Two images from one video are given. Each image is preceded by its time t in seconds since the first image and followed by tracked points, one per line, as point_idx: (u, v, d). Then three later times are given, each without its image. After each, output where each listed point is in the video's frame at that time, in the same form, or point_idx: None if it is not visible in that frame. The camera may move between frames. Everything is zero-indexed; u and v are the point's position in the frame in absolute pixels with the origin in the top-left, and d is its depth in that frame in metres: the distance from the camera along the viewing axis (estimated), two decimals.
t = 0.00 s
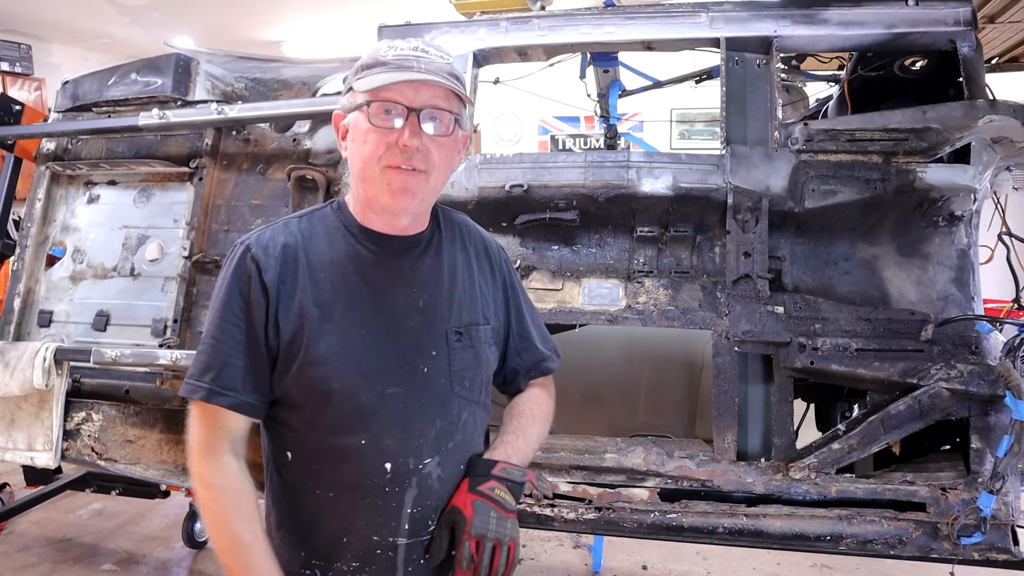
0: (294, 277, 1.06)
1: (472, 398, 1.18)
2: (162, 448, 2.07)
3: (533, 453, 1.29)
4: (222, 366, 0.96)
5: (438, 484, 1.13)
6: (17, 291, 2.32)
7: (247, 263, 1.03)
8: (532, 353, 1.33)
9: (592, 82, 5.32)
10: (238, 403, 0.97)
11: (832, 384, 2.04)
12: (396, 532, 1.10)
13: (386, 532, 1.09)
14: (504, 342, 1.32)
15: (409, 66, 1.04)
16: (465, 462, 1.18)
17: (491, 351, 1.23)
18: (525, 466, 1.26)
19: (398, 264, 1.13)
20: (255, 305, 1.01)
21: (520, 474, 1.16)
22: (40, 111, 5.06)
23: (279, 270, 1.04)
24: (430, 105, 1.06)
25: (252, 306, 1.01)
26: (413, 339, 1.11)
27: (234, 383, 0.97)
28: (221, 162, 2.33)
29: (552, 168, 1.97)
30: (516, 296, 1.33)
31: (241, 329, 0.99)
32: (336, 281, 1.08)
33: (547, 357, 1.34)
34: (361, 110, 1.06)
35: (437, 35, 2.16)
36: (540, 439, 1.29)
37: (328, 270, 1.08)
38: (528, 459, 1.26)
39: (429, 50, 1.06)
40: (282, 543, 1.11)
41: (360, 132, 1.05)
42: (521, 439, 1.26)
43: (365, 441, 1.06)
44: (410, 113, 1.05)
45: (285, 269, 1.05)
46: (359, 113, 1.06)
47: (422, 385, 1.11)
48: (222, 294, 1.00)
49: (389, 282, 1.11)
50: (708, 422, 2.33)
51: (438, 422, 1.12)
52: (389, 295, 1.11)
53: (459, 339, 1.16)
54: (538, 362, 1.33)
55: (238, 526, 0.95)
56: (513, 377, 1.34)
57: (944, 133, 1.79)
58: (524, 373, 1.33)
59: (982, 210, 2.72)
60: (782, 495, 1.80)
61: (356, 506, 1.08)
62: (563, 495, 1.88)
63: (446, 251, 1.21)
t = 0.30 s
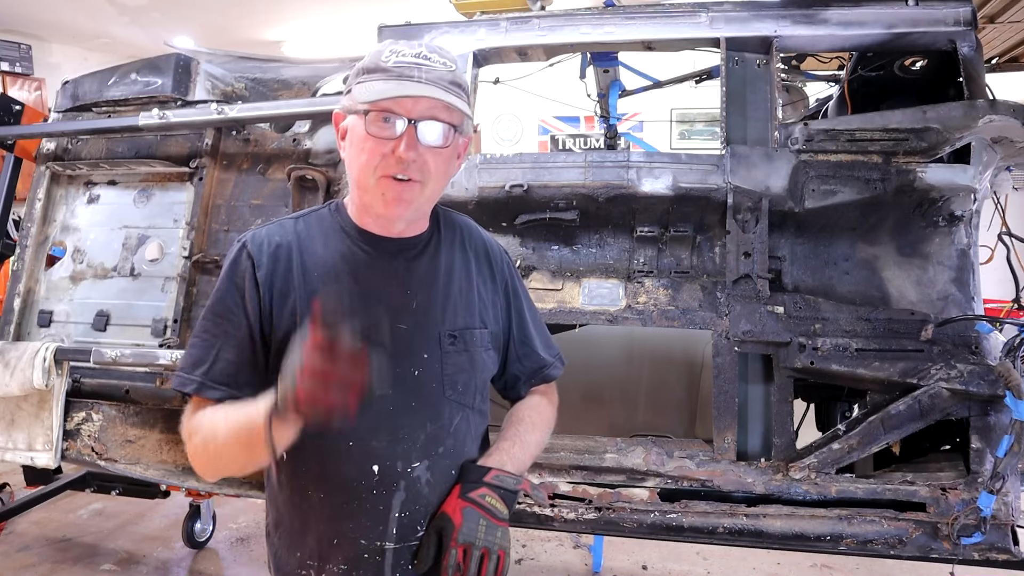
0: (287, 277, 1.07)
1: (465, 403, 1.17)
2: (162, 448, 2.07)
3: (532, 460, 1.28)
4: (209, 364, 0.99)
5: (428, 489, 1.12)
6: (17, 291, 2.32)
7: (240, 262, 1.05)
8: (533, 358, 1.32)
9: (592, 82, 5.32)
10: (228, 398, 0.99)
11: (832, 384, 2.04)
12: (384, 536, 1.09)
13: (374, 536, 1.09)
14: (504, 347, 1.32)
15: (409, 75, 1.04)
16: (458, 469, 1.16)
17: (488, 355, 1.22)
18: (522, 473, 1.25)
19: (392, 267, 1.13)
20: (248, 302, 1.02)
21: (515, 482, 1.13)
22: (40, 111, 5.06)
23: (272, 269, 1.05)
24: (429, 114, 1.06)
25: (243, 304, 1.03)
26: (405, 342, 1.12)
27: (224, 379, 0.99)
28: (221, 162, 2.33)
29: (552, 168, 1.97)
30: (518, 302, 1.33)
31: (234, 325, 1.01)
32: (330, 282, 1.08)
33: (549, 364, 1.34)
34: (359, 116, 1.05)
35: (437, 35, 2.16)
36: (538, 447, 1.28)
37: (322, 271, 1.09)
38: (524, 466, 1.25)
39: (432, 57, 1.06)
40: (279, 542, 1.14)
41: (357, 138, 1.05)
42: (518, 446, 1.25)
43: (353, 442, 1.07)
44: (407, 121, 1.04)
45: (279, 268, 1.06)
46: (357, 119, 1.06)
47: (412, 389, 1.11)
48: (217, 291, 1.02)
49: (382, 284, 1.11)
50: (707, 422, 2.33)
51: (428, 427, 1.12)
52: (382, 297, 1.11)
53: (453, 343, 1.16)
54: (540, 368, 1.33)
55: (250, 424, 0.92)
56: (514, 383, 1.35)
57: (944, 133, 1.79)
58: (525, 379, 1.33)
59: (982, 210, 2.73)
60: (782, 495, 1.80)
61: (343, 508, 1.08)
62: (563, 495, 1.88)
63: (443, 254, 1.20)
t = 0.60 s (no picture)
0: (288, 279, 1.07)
1: (468, 401, 1.17)
2: (162, 448, 2.07)
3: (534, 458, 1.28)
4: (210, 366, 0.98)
5: (433, 488, 1.12)
6: (17, 291, 2.32)
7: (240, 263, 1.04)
8: (534, 356, 1.33)
9: (592, 82, 5.32)
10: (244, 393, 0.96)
11: (832, 384, 2.04)
12: (390, 536, 1.09)
13: (380, 536, 1.09)
14: (504, 345, 1.32)
15: (406, 78, 1.04)
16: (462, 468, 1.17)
17: (489, 353, 1.23)
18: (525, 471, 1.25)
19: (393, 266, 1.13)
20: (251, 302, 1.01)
21: (519, 479, 1.14)
22: (40, 111, 5.06)
23: (273, 270, 1.05)
24: (426, 116, 1.06)
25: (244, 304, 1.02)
26: (407, 341, 1.12)
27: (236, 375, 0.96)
28: (221, 162, 2.33)
29: (552, 168, 1.97)
30: (517, 300, 1.33)
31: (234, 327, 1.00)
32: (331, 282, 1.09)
33: (548, 361, 1.34)
34: (356, 118, 1.05)
35: (437, 35, 2.16)
36: (540, 445, 1.28)
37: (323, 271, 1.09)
38: (527, 464, 1.25)
39: (429, 59, 1.07)
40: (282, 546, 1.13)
41: (355, 140, 1.05)
42: (520, 443, 1.25)
43: (357, 443, 1.07)
44: (405, 124, 1.04)
45: (281, 268, 1.06)
46: (354, 120, 1.05)
47: (415, 388, 1.11)
48: (219, 291, 1.02)
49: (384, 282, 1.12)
50: (708, 422, 2.33)
51: (432, 426, 1.12)
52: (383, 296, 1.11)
53: (454, 342, 1.16)
54: (541, 366, 1.33)
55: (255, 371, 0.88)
56: (515, 382, 1.35)
57: (944, 133, 1.79)
58: (525, 377, 1.34)
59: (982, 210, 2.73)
60: (782, 495, 1.80)
61: (348, 509, 1.08)
62: (563, 495, 1.88)
63: (443, 254, 1.21)
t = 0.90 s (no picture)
0: (292, 279, 1.04)
1: (474, 396, 1.18)
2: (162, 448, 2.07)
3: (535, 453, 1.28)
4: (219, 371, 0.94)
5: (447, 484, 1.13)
6: (17, 291, 2.32)
7: (242, 264, 1.00)
8: (533, 352, 1.33)
9: (593, 82, 5.32)
10: (241, 403, 0.93)
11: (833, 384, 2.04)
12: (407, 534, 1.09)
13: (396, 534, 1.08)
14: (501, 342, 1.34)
15: (410, 71, 1.04)
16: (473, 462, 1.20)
17: (491, 349, 1.24)
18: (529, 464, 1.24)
19: (399, 263, 1.13)
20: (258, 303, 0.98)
21: (525, 469, 1.15)
22: (40, 111, 5.06)
23: (277, 270, 1.03)
24: (430, 109, 1.06)
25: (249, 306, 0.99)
26: (415, 338, 1.12)
27: (236, 384, 0.93)
28: (221, 162, 2.33)
29: (552, 168, 1.96)
30: (513, 295, 1.34)
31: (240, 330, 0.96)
32: (337, 280, 1.08)
33: (546, 356, 1.35)
34: (359, 112, 1.05)
35: (438, 36, 2.16)
36: (541, 438, 1.28)
37: (328, 270, 1.08)
38: (531, 457, 1.24)
39: (431, 52, 1.06)
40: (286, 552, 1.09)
41: (358, 134, 1.05)
42: (522, 437, 1.24)
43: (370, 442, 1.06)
44: (410, 117, 1.04)
45: (283, 270, 1.04)
46: (357, 115, 1.05)
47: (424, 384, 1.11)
48: (221, 293, 0.97)
49: (390, 279, 1.12)
50: (708, 422, 2.33)
51: (443, 421, 1.13)
52: (390, 293, 1.11)
53: (460, 337, 1.17)
54: (538, 361, 1.34)
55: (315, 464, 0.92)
56: (511, 377, 1.35)
57: (944, 133, 1.79)
58: (522, 372, 1.33)
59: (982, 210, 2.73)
60: (782, 495, 1.80)
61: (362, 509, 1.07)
62: (563, 495, 1.88)
63: (444, 251, 1.21)
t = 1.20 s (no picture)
0: (295, 280, 1.04)
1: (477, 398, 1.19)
2: (162, 448, 2.07)
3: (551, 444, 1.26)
4: (222, 373, 0.94)
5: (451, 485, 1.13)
6: (17, 291, 2.32)
7: (245, 265, 1.00)
8: (531, 353, 1.35)
9: (592, 82, 5.32)
10: (235, 408, 0.94)
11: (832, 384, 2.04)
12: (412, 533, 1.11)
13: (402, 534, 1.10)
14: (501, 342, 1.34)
15: (420, 69, 1.03)
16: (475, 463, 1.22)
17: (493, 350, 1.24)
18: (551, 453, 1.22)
19: (402, 264, 1.13)
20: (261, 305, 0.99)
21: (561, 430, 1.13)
22: (40, 111, 5.06)
23: (279, 271, 1.02)
24: (439, 108, 1.06)
25: (252, 308, 0.98)
26: (419, 340, 1.12)
27: (230, 389, 0.94)
28: (221, 162, 2.33)
29: (552, 168, 1.97)
30: (514, 296, 1.34)
31: (243, 332, 0.97)
32: (340, 282, 1.07)
33: (542, 357, 1.37)
34: (368, 110, 1.04)
35: (438, 35, 2.16)
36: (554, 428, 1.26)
37: (331, 271, 1.08)
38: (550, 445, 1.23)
39: (439, 51, 1.06)
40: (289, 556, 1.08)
41: (367, 132, 1.05)
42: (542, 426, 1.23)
43: (376, 444, 1.07)
44: (418, 115, 1.04)
45: (285, 271, 1.04)
46: (366, 113, 1.05)
47: (428, 386, 1.11)
48: (224, 295, 0.97)
49: (394, 281, 1.11)
50: (708, 422, 2.34)
51: (447, 423, 1.14)
52: (394, 294, 1.11)
53: (463, 339, 1.17)
54: (535, 362, 1.35)
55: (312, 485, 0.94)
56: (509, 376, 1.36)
57: (944, 133, 1.79)
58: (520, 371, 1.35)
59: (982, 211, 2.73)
60: (782, 495, 1.80)
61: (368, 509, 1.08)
62: (563, 495, 1.88)
63: (446, 252, 1.21)
